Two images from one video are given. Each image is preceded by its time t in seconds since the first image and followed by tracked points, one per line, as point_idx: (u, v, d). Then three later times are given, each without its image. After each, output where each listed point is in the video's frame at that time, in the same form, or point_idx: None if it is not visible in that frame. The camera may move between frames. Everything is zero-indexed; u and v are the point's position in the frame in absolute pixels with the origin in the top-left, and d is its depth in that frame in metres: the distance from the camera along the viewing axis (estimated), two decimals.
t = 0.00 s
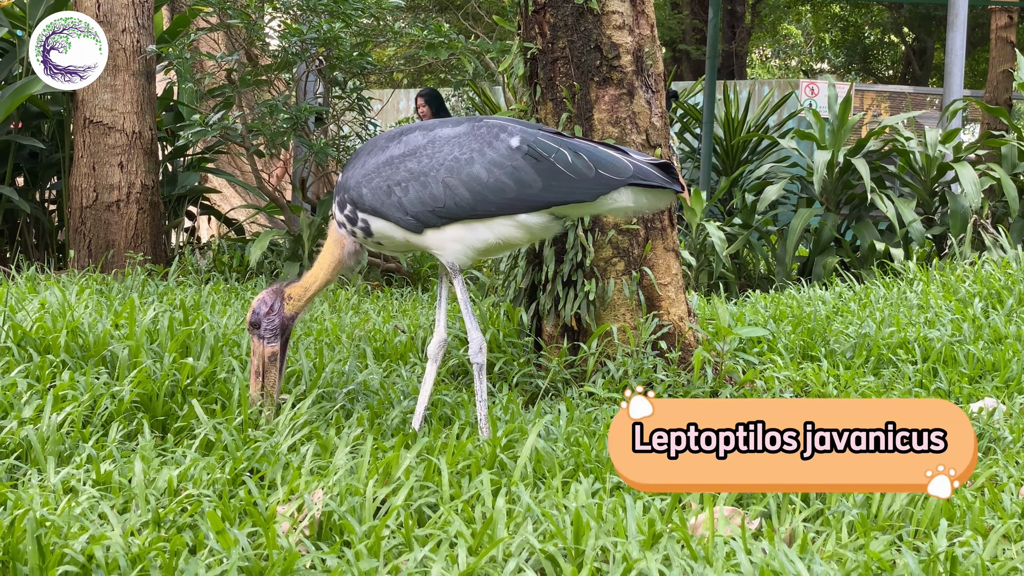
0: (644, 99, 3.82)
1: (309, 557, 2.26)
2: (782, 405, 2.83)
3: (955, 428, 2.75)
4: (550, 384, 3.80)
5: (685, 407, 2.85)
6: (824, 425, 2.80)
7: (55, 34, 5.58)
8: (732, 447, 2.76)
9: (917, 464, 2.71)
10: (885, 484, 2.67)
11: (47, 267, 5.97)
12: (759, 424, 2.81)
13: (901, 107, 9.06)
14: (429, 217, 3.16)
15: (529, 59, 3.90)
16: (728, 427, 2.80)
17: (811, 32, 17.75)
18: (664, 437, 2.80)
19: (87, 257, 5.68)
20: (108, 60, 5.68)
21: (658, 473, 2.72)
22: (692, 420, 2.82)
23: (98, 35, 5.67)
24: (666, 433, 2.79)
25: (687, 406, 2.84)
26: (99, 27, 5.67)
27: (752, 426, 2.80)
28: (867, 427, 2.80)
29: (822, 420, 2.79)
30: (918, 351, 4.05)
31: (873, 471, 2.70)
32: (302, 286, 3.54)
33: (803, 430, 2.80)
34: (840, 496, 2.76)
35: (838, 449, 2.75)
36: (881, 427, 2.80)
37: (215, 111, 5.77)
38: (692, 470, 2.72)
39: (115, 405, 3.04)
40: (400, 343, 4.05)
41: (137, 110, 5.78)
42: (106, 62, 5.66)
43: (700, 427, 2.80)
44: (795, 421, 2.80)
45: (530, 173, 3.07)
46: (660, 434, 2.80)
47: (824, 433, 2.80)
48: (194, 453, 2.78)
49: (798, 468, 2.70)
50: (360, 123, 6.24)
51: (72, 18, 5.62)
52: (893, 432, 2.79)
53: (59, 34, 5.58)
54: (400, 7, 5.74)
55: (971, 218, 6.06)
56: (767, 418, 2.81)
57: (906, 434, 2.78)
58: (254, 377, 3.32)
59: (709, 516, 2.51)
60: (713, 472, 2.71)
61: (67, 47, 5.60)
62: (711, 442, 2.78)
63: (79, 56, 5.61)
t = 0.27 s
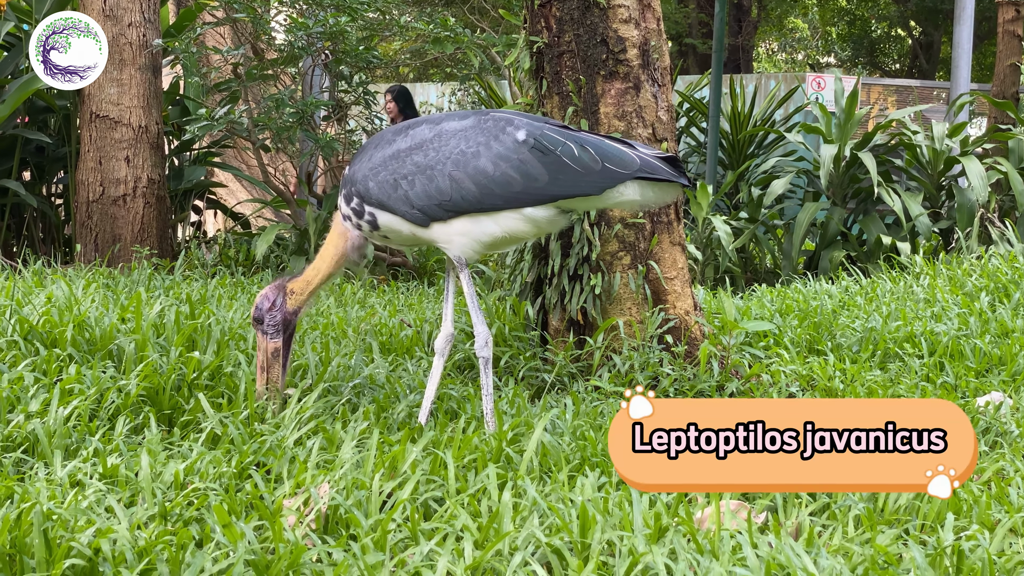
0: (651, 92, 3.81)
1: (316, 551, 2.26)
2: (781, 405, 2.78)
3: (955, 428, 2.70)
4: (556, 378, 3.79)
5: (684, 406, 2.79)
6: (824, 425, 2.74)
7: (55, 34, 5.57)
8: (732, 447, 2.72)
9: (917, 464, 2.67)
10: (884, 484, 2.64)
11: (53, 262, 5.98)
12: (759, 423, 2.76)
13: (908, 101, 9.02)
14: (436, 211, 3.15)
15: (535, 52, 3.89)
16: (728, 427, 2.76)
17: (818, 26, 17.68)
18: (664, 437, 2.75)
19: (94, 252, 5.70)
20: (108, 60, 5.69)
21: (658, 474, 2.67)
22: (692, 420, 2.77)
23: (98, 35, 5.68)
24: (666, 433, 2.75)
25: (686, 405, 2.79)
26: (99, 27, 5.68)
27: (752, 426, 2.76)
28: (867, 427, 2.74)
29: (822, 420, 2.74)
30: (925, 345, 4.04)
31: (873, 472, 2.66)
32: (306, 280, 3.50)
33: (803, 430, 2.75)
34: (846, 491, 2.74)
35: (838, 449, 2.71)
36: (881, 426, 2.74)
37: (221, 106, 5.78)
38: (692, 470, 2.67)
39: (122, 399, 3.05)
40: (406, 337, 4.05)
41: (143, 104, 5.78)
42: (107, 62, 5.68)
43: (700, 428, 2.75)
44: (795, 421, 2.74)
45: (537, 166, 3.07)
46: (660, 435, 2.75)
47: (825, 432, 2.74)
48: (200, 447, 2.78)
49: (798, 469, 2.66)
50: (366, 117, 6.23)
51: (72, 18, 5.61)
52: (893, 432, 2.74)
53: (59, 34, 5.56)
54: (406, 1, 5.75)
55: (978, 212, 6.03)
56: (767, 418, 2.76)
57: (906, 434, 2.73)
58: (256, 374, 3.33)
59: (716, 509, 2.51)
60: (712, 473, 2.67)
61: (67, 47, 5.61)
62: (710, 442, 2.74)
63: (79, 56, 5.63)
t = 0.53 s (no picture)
0: (657, 86, 3.79)
1: (322, 544, 2.26)
2: (782, 405, 2.77)
3: (955, 428, 2.69)
4: (562, 371, 3.79)
5: (685, 407, 2.79)
6: (824, 425, 2.72)
7: (55, 34, 5.53)
8: (732, 447, 2.70)
9: (917, 464, 2.65)
10: (885, 484, 2.62)
11: (59, 255, 5.99)
12: (759, 423, 2.74)
13: (915, 94, 8.98)
14: (442, 204, 3.15)
15: (542, 46, 3.88)
16: (728, 427, 2.74)
17: (824, 20, 17.61)
18: (664, 437, 2.74)
19: (100, 245, 5.68)
20: (108, 60, 5.66)
21: (658, 473, 2.63)
22: (692, 420, 2.76)
23: (98, 35, 5.62)
24: (666, 433, 2.73)
25: (687, 405, 2.78)
26: (99, 27, 5.62)
27: (752, 426, 2.74)
28: (867, 427, 2.73)
29: (822, 420, 2.72)
30: (931, 339, 4.02)
31: (874, 472, 2.64)
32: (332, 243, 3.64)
33: (803, 430, 2.73)
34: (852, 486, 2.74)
35: (838, 449, 2.68)
36: (881, 426, 2.72)
37: (226, 99, 5.78)
38: (692, 470, 2.64)
39: (128, 392, 3.05)
40: (411, 331, 4.05)
41: (149, 97, 5.78)
42: (107, 63, 5.65)
43: (700, 427, 2.73)
44: (795, 421, 2.73)
45: (543, 159, 3.06)
46: (660, 434, 2.74)
47: (825, 433, 2.72)
48: (206, 440, 2.78)
49: (799, 469, 2.63)
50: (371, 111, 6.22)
51: (72, 18, 5.56)
52: (893, 432, 2.72)
53: (59, 34, 5.53)
54: None
55: (985, 206, 6.00)
56: (767, 418, 2.74)
57: (906, 434, 2.71)
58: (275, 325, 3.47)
59: (721, 503, 2.50)
60: (713, 472, 2.63)
61: (68, 47, 5.57)
62: (710, 442, 2.72)
63: (79, 56, 5.58)
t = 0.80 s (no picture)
0: (660, 84, 3.79)
1: (324, 541, 2.26)
2: (782, 404, 2.75)
3: (955, 428, 2.68)
4: (564, 369, 3.79)
5: (685, 406, 2.78)
6: (824, 425, 2.71)
7: (55, 34, 5.45)
8: (732, 447, 2.69)
9: (917, 464, 2.65)
10: (885, 484, 2.62)
11: (61, 252, 5.99)
12: (759, 423, 2.73)
13: (918, 93, 8.96)
14: (447, 203, 3.15)
15: (544, 43, 3.87)
16: (728, 427, 2.73)
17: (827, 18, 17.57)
18: (664, 437, 2.73)
19: (102, 242, 5.69)
20: (108, 60, 5.65)
21: (658, 473, 2.63)
22: (692, 420, 2.75)
23: (98, 35, 5.60)
24: (666, 433, 2.72)
25: (687, 405, 2.77)
26: (99, 27, 5.59)
27: (752, 426, 2.73)
28: (867, 427, 2.72)
29: (823, 420, 2.71)
30: (933, 337, 4.02)
31: (873, 472, 2.63)
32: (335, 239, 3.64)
33: (803, 430, 2.72)
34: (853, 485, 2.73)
35: (838, 449, 2.68)
36: (881, 427, 2.71)
37: (229, 96, 5.78)
38: (692, 470, 2.64)
39: (130, 389, 3.05)
40: (414, 329, 4.05)
41: (151, 95, 5.78)
42: (107, 62, 5.63)
43: (700, 428, 2.73)
44: (795, 421, 2.72)
45: (549, 159, 3.05)
46: (660, 434, 2.73)
47: (825, 433, 2.71)
48: (208, 437, 2.78)
49: (799, 469, 2.63)
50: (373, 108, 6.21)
51: (72, 18, 5.50)
52: (893, 432, 2.71)
53: (59, 34, 5.45)
54: None
55: (987, 204, 5.96)
56: (767, 418, 2.74)
57: (906, 434, 2.70)
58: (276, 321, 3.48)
59: (723, 501, 2.50)
60: (712, 473, 2.62)
61: (67, 47, 5.51)
62: (710, 442, 2.71)
63: (79, 56, 5.54)
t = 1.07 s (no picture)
0: (660, 86, 3.79)
1: (324, 543, 2.26)
2: (782, 404, 2.75)
3: (955, 428, 2.69)
4: (564, 372, 3.79)
5: (685, 406, 2.77)
6: (824, 426, 2.71)
7: (55, 34, 5.45)
8: (732, 447, 2.69)
9: (917, 464, 2.65)
10: (885, 484, 2.62)
11: (60, 253, 5.99)
12: (759, 423, 2.73)
13: (917, 95, 8.96)
14: (451, 205, 3.15)
15: (545, 46, 3.87)
16: (728, 427, 2.73)
17: (827, 20, 17.58)
18: (664, 437, 2.73)
19: (102, 243, 5.69)
20: (108, 60, 5.64)
21: (658, 473, 2.63)
22: (692, 420, 2.75)
23: (98, 35, 5.58)
24: (666, 433, 2.72)
25: (687, 405, 2.77)
26: (99, 27, 5.57)
27: (752, 426, 2.73)
28: (868, 427, 2.71)
29: (822, 420, 2.71)
30: (933, 340, 4.02)
31: (873, 472, 2.63)
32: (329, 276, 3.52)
33: (803, 430, 2.72)
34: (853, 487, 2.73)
35: (838, 449, 2.68)
36: (881, 426, 2.71)
37: (229, 98, 5.78)
38: (692, 471, 2.64)
39: (130, 391, 3.05)
40: (413, 330, 4.05)
41: (151, 96, 5.78)
42: (106, 63, 5.63)
43: (700, 428, 2.72)
44: (795, 421, 2.72)
45: (553, 162, 3.06)
46: (660, 434, 2.73)
47: (825, 433, 2.72)
48: (208, 439, 2.78)
49: (798, 469, 2.63)
50: (373, 110, 6.21)
51: (72, 18, 5.49)
52: (893, 432, 2.71)
53: (59, 34, 5.45)
54: None
55: (987, 207, 5.97)
56: (767, 418, 2.73)
57: (906, 434, 2.70)
58: (277, 367, 3.24)
59: (723, 503, 2.50)
60: (712, 473, 2.63)
61: (67, 47, 5.50)
62: (710, 442, 2.71)
63: (79, 56, 5.54)
